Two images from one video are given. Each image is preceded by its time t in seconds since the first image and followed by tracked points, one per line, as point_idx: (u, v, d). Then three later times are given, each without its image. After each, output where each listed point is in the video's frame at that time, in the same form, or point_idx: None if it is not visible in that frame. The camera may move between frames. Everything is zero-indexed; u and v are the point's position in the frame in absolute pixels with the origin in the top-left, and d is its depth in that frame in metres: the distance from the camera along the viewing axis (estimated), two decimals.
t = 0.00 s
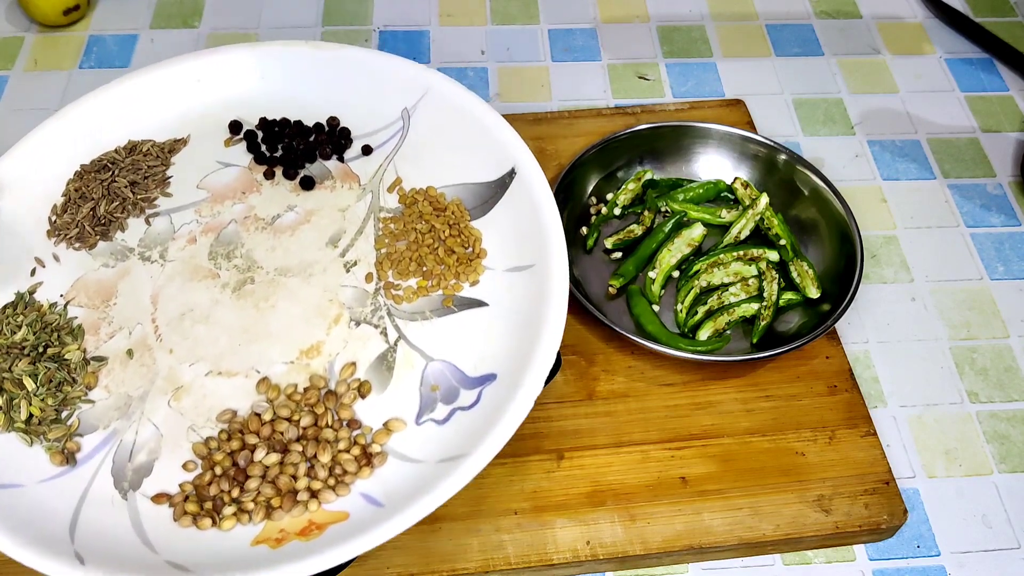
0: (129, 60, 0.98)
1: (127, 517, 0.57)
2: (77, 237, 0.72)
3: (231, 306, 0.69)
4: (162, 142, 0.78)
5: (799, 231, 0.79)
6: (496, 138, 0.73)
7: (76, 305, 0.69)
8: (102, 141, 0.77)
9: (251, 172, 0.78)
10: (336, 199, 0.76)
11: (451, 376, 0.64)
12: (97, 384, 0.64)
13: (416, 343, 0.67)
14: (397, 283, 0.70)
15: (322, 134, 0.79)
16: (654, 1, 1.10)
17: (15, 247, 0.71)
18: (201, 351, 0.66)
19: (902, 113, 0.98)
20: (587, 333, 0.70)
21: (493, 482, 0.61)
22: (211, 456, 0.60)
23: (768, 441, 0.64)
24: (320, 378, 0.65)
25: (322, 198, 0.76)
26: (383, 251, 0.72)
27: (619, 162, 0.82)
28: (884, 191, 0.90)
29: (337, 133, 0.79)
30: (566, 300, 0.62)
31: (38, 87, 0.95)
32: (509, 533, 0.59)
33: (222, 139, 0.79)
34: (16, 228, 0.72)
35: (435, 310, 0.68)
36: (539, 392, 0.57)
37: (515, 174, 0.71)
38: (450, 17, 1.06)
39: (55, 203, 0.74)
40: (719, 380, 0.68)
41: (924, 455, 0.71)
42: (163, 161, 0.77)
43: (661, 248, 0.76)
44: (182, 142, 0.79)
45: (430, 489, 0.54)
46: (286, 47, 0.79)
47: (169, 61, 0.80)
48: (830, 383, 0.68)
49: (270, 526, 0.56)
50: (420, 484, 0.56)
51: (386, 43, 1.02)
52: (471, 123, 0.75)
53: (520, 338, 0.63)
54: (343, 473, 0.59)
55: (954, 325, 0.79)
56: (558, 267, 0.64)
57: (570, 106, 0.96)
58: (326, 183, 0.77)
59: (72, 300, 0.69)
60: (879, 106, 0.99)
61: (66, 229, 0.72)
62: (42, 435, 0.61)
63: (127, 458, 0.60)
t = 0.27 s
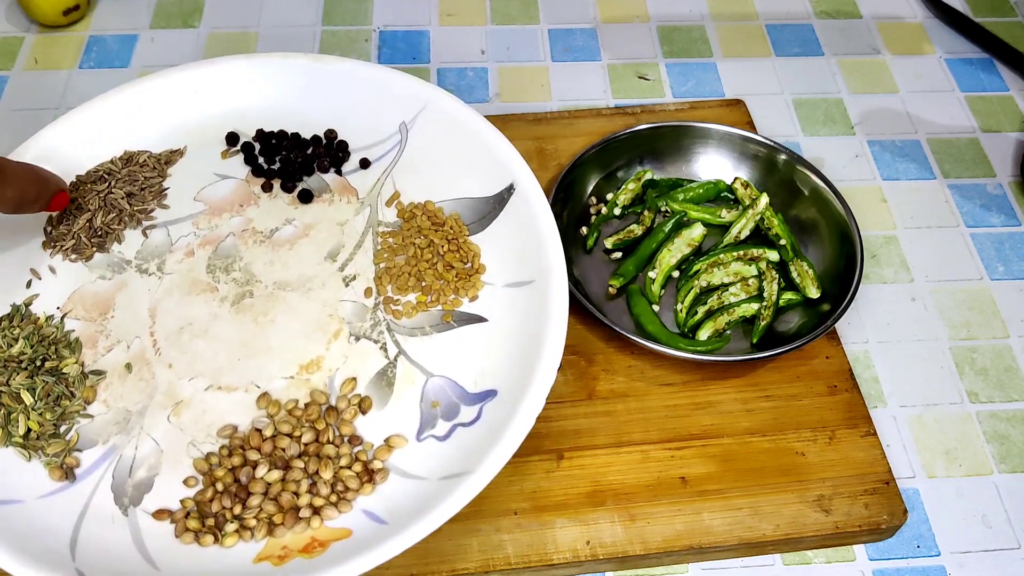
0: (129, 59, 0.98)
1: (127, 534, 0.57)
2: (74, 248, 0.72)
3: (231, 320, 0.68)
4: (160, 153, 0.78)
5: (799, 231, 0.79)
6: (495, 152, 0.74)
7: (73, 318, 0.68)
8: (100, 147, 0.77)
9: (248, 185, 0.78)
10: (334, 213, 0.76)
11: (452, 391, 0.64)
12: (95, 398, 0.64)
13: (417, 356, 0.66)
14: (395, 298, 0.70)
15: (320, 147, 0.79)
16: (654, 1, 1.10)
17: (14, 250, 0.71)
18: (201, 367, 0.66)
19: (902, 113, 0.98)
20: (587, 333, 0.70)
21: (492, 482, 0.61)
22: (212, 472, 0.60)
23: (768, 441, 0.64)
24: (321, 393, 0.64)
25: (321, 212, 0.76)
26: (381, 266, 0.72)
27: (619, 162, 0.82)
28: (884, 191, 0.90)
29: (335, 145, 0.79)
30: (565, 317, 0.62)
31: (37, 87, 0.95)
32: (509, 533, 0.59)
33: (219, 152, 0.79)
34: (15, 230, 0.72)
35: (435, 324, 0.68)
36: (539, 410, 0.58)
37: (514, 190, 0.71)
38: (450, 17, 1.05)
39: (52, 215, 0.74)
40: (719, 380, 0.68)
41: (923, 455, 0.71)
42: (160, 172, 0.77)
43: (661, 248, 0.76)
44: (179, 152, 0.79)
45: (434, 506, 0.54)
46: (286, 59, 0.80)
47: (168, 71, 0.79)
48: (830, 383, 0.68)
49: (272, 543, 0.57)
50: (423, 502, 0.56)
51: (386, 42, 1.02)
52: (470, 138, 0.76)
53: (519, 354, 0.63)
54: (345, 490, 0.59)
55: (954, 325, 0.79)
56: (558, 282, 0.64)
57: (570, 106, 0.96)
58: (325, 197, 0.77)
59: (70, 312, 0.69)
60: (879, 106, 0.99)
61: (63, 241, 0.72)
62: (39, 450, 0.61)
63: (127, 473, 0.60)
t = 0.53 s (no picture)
0: (129, 60, 0.98)
1: (121, 543, 0.57)
2: (72, 253, 0.72)
3: (228, 326, 0.68)
4: (159, 156, 0.78)
5: (799, 231, 0.79)
6: (495, 155, 0.74)
7: (71, 323, 0.68)
8: (99, 150, 0.77)
9: (247, 188, 0.78)
10: (334, 215, 0.76)
11: (451, 397, 0.64)
12: (92, 405, 0.64)
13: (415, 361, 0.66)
14: (395, 301, 0.70)
15: (320, 149, 0.79)
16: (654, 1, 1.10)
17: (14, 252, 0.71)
18: (198, 372, 0.66)
19: (902, 113, 0.98)
20: (587, 333, 0.70)
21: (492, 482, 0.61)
22: (207, 480, 0.60)
23: (768, 441, 0.64)
24: (318, 399, 0.64)
25: (321, 214, 0.76)
26: (381, 269, 0.72)
27: (619, 162, 0.82)
28: (884, 191, 0.90)
29: (335, 147, 0.79)
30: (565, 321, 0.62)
31: (37, 87, 0.95)
32: (509, 533, 0.59)
33: (219, 154, 0.79)
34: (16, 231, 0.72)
35: (434, 328, 0.68)
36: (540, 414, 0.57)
37: (514, 192, 0.71)
38: (450, 17, 1.05)
39: (50, 219, 0.73)
40: (719, 380, 0.68)
41: (924, 455, 0.71)
42: (158, 176, 0.77)
43: (661, 248, 0.76)
44: (178, 155, 0.79)
45: (433, 512, 0.54)
46: (284, 60, 0.79)
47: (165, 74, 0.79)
48: (830, 383, 0.68)
49: (267, 551, 0.56)
50: (421, 508, 0.56)
51: (386, 42, 1.02)
52: (470, 139, 0.76)
53: (519, 358, 0.63)
54: (341, 497, 0.59)
55: (954, 325, 0.79)
56: (558, 286, 0.64)
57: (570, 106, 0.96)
58: (324, 200, 0.77)
59: (67, 317, 0.69)
60: (879, 107, 0.99)
61: (61, 245, 0.72)
62: (35, 457, 0.61)
63: (122, 481, 0.60)
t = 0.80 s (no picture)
0: (129, 59, 0.98)
1: (121, 548, 0.57)
2: (73, 260, 0.72)
3: (227, 333, 0.68)
4: (159, 165, 0.78)
5: (799, 231, 0.79)
6: (492, 164, 0.74)
7: (71, 329, 0.68)
8: (100, 158, 0.77)
9: (247, 196, 0.78)
10: (332, 224, 0.76)
11: (450, 402, 0.64)
12: (92, 411, 0.64)
13: (413, 367, 0.66)
14: (393, 310, 0.70)
15: (319, 158, 0.79)
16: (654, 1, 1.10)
17: (17, 255, 0.71)
18: (197, 380, 0.65)
19: (902, 113, 0.98)
20: (587, 334, 0.70)
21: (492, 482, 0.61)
22: (207, 486, 0.60)
23: (768, 441, 0.64)
24: (316, 406, 0.64)
25: (319, 223, 0.76)
26: (378, 277, 0.72)
27: (619, 162, 0.82)
28: (884, 191, 0.90)
29: (334, 156, 0.79)
30: (563, 332, 0.62)
31: (37, 87, 0.95)
32: (509, 533, 0.59)
33: (219, 162, 0.79)
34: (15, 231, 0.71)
35: (431, 336, 0.68)
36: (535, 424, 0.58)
37: (512, 202, 0.71)
38: (450, 17, 1.05)
39: (51, 225, 0.73)
40: (719, 380, 0.68)
41: (923, 455, 0.71)
42: (159, 184, 0.77)
43: (661, 248, 0.76)
44: (177, 164, 0.79)
45: (430, 517, 0.54)
46: (281, 71, 0.80)
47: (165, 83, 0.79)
48: (830, 383, 0.68)
49: (266, 557, 0.56)
50: (419, 514, 0.56)
51: (386, 42, 1.02)
52: (467, 149, 0.75)
53: (515, 366, 0.63)
54: (339, 503, 0.59)
55: (954, 325, 0.79)
56: (553, 296, 0.64)
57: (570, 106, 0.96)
58: (322, 208, 0.77)
59: (68, 324, 0.69)
60: (879, 107, 0.99)
61: (63, 252, 0.72)
62: (35, 462, 0.61)
63: (122, 487, 0.60)
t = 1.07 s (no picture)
0: (128, 59, 0.98)
1: (103, 556, 0.56)
2: (61, 263, 0.71)
3: (214, 339, 0.68)
4: (149, 166, 0.77)
5: (799, 231, 0.79)
6: (484, 170, 0.73)
7: (58, 335, 0.68)
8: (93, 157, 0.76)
9: (236, 200, 0.78)
10: (321, 229, 0.76)
11: (436, 411, 0.64)
12: (77, 417, 0.64)
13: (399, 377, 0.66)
14: (381, 316, 0.71)
15: (310, 160, 0.79)
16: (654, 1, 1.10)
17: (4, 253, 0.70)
18: (184, 386, 0.66)
19: (902, 113, 0.98)
20: (587, 333, 0.70)
21: (492, 482, 0.61)
22: (190, 495, 0.60)
23: (768, 441, 0.64)
24: (302, 415, 0.64)
25: (309, 227, 0.76)
26: (368, 283, 0.72)
27: (619, 162, 0.82)
28: (884, 191, 0.90)
29: (325, 159, 0.78)
30: (550, 339, 0.61)
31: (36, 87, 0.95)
32: (509, 533, 0.59)
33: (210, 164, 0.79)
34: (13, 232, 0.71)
35: (419, 344, 0.68)
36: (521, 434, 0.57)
37: (502, 207, 0.71)
38: (450, 17, 1.05)
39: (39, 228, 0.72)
40: (719, 380, 0.68)
41: (924, 455, 0.71)
42: (148, 186, 0.76)
43: (661, 248, 0.76)
44: (168, 165, 0.78)
45: (416, 528, 0.54)
46: (275, 71, 0.79)
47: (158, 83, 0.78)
48: (830, 382, 0.68)
49: (248, 568, 0.56)
50: (403, 525, 0.55)
51: (386, 42, 1.02)
52: (460, 153, 0.75)
53: (504, 371, 0.63)
54: (322, 515, 0.58)
55: (954, 325, 0.79)
56: (544, 303, 0.63)
57: (570, 106, 0.96)
58: (312, 212, 0.77)
59: (55, 329, 0.69)
60: (879, 107, 0.99)
61: (50, 254, 0.71)
62: (20, 470, 0.61)
63: (106, 494, 0.60)
